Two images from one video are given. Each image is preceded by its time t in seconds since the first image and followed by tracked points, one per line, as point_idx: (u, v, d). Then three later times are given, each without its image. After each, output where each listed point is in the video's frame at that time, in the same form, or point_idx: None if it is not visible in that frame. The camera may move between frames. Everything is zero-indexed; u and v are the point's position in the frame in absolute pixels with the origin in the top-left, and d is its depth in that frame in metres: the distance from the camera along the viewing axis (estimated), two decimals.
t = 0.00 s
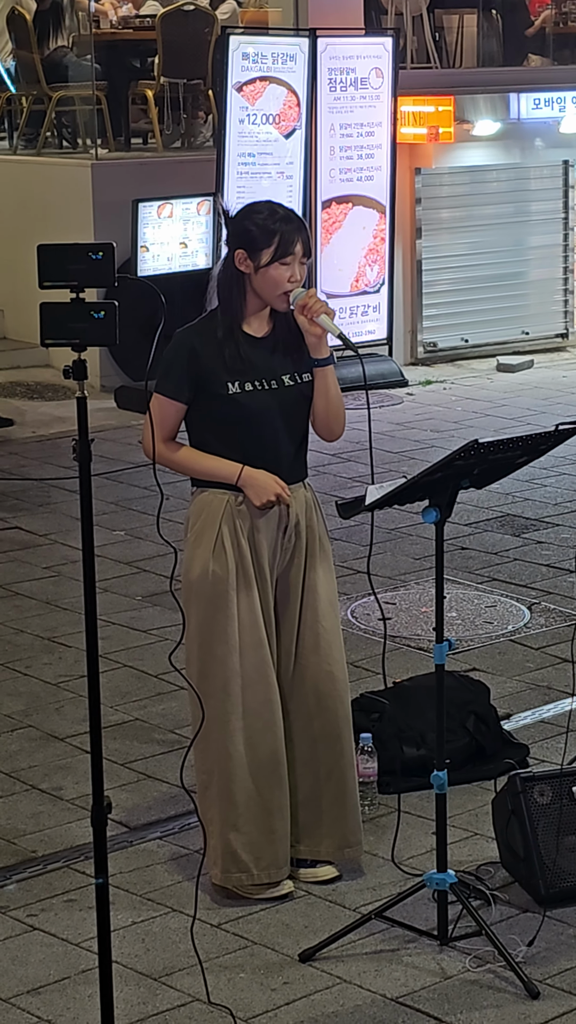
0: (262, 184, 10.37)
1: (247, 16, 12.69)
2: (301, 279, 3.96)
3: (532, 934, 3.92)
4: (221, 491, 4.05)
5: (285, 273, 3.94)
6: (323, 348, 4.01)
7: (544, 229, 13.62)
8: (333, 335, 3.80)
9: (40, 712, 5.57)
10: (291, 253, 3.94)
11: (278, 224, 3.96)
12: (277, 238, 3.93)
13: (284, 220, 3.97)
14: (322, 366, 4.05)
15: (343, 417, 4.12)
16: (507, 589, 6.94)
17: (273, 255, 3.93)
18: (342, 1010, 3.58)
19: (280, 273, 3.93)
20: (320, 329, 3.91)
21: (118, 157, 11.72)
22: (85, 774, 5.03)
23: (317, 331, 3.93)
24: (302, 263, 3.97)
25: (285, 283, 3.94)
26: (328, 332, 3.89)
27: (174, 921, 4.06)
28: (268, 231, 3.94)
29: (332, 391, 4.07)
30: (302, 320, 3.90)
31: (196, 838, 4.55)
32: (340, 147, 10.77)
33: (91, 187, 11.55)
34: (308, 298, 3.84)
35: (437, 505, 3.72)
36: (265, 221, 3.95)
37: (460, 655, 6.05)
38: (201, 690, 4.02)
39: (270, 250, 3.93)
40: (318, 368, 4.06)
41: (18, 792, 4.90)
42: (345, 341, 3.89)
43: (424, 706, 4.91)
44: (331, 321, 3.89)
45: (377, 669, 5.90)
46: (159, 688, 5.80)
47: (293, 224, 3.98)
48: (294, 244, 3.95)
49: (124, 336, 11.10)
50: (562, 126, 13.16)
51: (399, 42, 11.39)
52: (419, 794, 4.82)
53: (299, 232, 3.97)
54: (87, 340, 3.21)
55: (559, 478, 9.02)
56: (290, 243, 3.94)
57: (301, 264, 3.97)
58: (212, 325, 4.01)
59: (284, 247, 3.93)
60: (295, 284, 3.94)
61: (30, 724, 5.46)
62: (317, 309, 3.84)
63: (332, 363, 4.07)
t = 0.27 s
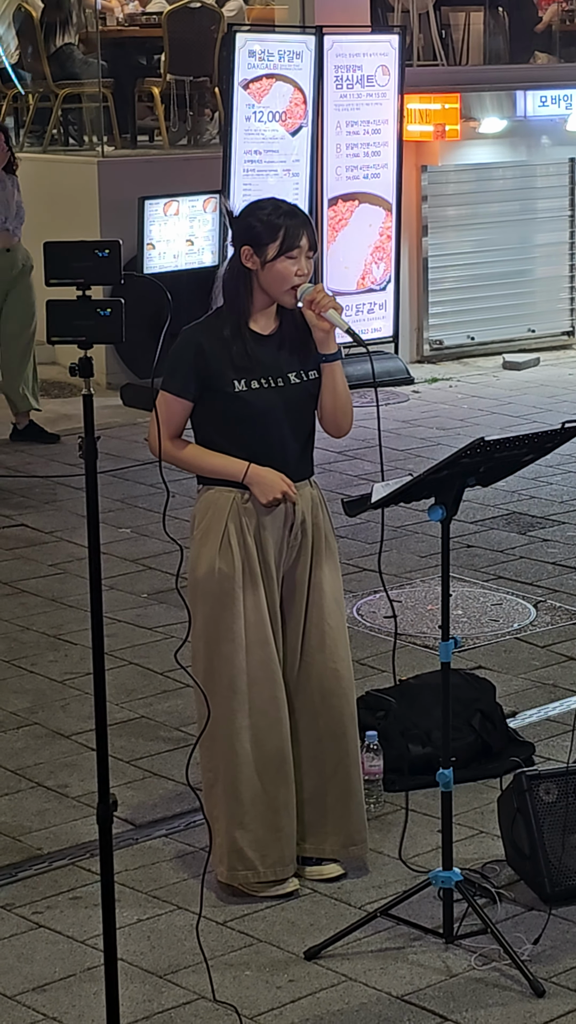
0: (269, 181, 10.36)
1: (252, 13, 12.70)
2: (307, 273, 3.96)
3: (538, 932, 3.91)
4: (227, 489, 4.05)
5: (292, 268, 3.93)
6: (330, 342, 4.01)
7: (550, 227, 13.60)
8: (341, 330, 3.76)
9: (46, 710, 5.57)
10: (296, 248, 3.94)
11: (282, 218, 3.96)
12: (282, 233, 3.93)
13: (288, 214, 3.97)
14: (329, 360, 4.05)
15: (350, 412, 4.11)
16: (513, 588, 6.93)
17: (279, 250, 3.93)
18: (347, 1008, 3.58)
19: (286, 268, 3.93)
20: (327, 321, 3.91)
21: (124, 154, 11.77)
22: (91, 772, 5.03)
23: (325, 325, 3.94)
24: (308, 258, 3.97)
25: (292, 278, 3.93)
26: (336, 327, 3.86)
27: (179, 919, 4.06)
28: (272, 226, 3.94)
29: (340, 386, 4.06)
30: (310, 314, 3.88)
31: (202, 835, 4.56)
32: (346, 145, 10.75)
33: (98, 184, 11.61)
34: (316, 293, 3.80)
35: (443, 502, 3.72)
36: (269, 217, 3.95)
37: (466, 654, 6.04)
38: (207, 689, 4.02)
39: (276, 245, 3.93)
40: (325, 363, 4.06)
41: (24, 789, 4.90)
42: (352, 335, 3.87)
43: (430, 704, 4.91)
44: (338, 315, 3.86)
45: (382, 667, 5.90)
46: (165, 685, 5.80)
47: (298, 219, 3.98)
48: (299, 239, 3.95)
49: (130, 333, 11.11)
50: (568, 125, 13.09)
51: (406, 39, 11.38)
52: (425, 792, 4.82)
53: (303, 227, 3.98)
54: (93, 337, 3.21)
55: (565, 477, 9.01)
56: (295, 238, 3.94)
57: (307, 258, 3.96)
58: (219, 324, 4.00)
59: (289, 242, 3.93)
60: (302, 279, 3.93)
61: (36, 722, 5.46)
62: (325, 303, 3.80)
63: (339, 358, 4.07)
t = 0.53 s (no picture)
0: (273, 179, 10.34)
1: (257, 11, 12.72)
2: (312, 271, 3.95)
3: (541, 931, 3.91)
4: (231, 487, 4.05)
5: (296, 265, 3.92)
6: (335, 340, 4.00)
7: (554, 225, 13.60)
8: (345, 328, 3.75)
9: (50, 708, 5.57)
10: (301, 247, 3.93)
11: (287, 216, 3.95)
12: (287, 231, 3.92)
13: (294, 212, 3.96)
14: (334, 357, 4.06)
15: (355, 409, 4.12)
16: (517, 586, 6.93)
17: (284, 247, 3.92)
18: (351, 1006, 3.58)
19: (291, 266, 3.92)
20: (332, 321, 3.88)
21: (129, 152, 11.80)
22: (94, 769, 5.04)
23: (329, 322, 3.90)
24: (312, 256, 3.96)
25: (297, 276, 3.92)
26: (340, 323, 3.86)
27: (182, 917, 4.06)
28: (277, 224, 3.93)
29: (345, 384, 4.08)
30: (315, 312, 3.87)
31: (205, 833, 4.56)
32: (350, 143, 10.76)
33: (103, 182, 11.62)
34: (320, 291, 3.80)
35: (446, 500, 3.71)
36: (274, 215, 3.94)
37: (470, 652, 6.04)
38: (212, 687, 4.02)
39: (280, 242, 3.92)
40: (330, 360, 4.07)
41: (27, 787, 4.90)
42: (357, 333, 3.86)
43: (434, 703, 4.90)
44: (343, 312, 3.85)
45: (386, 665, 5.90)
46: (169, 683, 5.80)
47: (303, 216, 3.96)
48: (304, 237, 3.94)
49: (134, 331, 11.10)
50: (572, 122, 13.22)
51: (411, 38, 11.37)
52: (428, 790, 4.82)
53: (309, 225, 3.96)
54: (96, 335, 3.21)
55: (568, 475, 9.01)
56: (301, 236, 3.93)
57: (311, 256, 3.95)
58: (223, 322, 4.00)
59: (294, 240, 3.92)
60: (307, 276, 3.93)
61: (40, 719, 5.47)
62: (329, 300, 3.80)
63: (344, 356, 4.09)
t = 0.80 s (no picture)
0: (277, 178, 10.33)
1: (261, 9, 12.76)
2: (317, 271, 3.95)
3: (544, 930, 3.91)
4: (236, 486, 4.04)
5: (302, 265, 3.92)
6: (340, 340, 4.02)
7: (558, 224, 13.60)
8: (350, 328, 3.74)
9: (53, 706, 5.58)
10: (307, 247, 3.93)
11: (294, 216, 3.94)
12: (293, 230, 3.92)
13: (300, 212, 3.96)
14: (339, 357, 4.05)
15: (361, 408, 4.13)
16: (521, 584, 6.94)
17: (290, 247, 3.91)
18: (354, 1005, 3.58)
19: (296, 266, 3.92)
20: (337, 320, 3.87)
21: (134, 151, 11.82)
22: (98, 768, 5.04)
23: (334, 322, 3.89)
24: (318, 256, 3.96)
25: (302, 276, 3.92)
26: (345, 323, 3.86)
27: (186, 915, 4.06)
28: (283, 224, 3.92)
29: (350, 383, 4.07)
30: (320, 311, 3.87)
31: (209, 832, 4.56)
32: (355, 141, 10.74)
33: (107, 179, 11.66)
34: (325, 289, 3.80)
35: (450, 500, 3.71)
36: (280, 214, 3.93)
37: (474, 651, 6.04)
38: (216, 686, 4.02)
39: (286, 243, 3.91)
40: (335, 359, 4.06)
41: (31, 786, 4.90)
42: (362, 332, 3.85)
43: (438, 702, 4.90)
44: (348, 311, 3.84)
45: (390, 664, 5.90)
46: (173, 681, 5.81)
47: (309, 216, 3.97)
48: (310, 237, 3.94)
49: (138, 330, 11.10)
50: None
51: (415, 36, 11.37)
52: (432, 789, 4.82)
53: (314, 225, 3.96)
54: (100, 334, 3.21)
55: (572, 474, 9.01)
56: (307, 236, 3.93)
57: (317, 256, 3.95)
58: (228, 320, 4.00)
59: (300, 240, 3.92)
60: (312, 276, 3.93)
61: (43, 717, 5.47)
62: (334, 300, 3.79)
63: (349, 355, 4.07)
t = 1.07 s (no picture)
0: (281, 176, 10.33)
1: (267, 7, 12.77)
2: (323, 271, 3.95)
3: (548, 928, 3.91)
4: (242, 484, 4.05)
5: (307, 265, 3.92)
6: (345, 340, 3.99)
7: (563, 222, 13.59)
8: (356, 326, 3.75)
9: (57, 704, 5.58)
10: (313, 247, 3.93)
11: (300, 215, 3.94)
12: (299, 230, 3.92)
13: (306, 212, 3.95)
14: (345, 357, 4.04)
15: (366, 408, 4.12)
16: (525, 583, 6.93)
17: (296, 247, 3.92)
18: (358, 1003, 3.58)
19: (302, 265, 3.92)
20: (343, 318, 3.86)
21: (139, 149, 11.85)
22: (102, 766, 5.04)
23: (340, 321, 3.89)
24: (324, 256, 3.96)
25: (307, 276, 3.92)
26: (350, 322, 3.86)
27: (190, 913, 4.06)
28: (290, 223, 3.92)
29: (356, 383, 4.07)
30: (325, 311, 3.87)
31: (213, 830, 4.56)
32: (359, 140, 10.74)
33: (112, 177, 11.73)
34: (330, 288, 3.81)
35: (455, 498, 3.71)
36: (287, 213, 3.93)
37: (478, 649, 6.04)
38: (221, 684, 4.02)
39: (293, 242, 3.92)
40: (341, 359, 4.05)
41: (35, 783, 4.91)
42: (368, 331, 3.85)
43: (441, 700, 4.90)
44: (354, 310, 3.85)
45: (394, 662, 5.90)
46: (176, 679, 5.80)
47: (315, 216, 3.96)
48: (316, 236, 3.94)
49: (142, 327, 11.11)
50: None
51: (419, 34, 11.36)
52: (435, 787, 4.82)
53: (321, 224, 3.96)
54: (104, 332, 3.20)
55: None
56: (313, 235, 3.93)
57: (323, 256, 3.95)
58: (233, 318, 4.00)
59: (306, 240, 3.92)
60: (318, 277, 3.93)
61: (47, 716, 5.47)
62: (339, 300, 3.80)
63: (355, 353, 4.06)
